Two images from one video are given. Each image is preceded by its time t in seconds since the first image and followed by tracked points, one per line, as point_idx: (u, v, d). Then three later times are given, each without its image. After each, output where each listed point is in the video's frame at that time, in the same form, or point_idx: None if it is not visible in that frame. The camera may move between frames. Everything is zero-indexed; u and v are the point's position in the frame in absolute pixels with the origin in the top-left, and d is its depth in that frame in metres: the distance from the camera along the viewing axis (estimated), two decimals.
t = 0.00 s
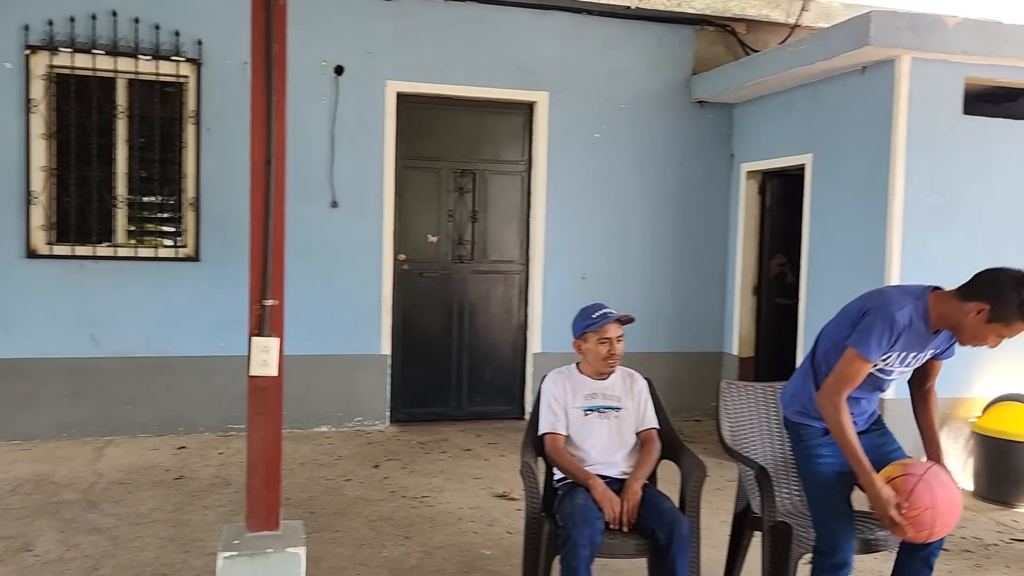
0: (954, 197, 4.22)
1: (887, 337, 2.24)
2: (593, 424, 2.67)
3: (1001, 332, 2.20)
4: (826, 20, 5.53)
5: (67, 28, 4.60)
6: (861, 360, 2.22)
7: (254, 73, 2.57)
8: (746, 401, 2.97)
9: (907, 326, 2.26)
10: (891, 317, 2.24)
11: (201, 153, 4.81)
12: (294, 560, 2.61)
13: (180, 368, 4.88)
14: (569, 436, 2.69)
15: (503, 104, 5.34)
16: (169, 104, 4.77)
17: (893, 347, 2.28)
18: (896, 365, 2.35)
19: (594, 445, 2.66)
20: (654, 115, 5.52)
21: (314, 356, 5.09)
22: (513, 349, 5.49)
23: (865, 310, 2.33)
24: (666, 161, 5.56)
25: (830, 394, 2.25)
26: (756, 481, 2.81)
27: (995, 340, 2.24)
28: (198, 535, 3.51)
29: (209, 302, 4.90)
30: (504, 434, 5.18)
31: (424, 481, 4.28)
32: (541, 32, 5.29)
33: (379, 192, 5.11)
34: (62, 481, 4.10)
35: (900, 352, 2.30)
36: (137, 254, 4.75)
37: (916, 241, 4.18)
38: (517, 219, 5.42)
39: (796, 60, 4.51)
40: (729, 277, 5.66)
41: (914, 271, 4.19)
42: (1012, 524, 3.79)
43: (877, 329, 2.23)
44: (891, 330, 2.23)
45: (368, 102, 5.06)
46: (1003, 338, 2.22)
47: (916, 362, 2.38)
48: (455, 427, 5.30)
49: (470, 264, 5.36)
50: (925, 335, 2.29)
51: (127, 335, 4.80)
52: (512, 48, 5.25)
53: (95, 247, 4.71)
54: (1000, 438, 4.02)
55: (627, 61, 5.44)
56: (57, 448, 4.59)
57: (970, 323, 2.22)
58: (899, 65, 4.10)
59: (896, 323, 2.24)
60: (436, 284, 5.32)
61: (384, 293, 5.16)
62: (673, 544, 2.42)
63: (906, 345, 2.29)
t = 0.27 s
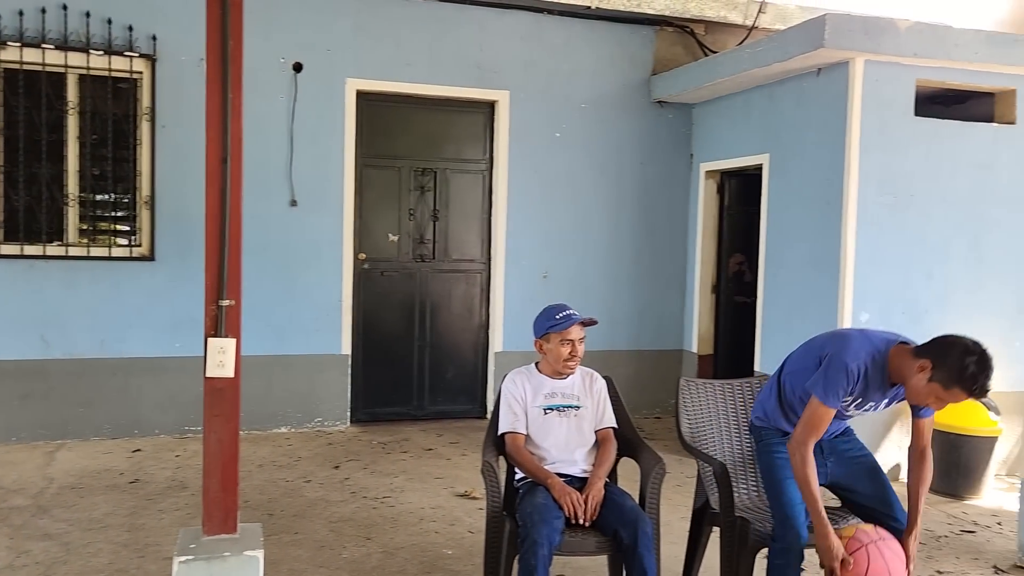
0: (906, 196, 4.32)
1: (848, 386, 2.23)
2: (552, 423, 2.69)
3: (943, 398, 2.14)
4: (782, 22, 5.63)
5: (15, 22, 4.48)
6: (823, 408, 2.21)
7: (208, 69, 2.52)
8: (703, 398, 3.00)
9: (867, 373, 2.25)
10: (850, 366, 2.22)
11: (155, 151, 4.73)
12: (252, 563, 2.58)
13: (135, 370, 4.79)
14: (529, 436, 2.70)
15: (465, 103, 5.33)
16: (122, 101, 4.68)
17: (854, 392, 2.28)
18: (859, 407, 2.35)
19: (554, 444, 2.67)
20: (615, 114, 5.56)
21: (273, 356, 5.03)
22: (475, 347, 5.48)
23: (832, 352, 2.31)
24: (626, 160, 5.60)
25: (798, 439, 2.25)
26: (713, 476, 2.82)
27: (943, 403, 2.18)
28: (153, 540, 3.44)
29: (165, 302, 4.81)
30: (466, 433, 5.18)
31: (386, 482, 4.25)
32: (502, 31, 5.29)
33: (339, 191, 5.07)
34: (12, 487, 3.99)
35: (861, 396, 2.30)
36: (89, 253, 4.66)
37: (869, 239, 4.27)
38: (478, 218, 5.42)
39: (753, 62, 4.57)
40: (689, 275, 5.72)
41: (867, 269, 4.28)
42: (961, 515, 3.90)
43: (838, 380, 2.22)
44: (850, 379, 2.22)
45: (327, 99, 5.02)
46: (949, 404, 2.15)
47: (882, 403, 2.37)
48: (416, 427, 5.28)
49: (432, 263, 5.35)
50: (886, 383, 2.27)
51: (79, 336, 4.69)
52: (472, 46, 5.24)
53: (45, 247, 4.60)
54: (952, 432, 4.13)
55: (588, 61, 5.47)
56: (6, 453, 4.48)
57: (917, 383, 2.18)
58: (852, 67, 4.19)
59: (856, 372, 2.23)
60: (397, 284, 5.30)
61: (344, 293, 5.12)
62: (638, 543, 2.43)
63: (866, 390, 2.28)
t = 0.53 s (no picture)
0: (866, 196, 4.39)
1: (804, 419, 2.31)
2: (519, 422, 2.69)
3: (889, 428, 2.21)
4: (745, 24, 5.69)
5: None
6: (787, 444, 2.28)
7: (170, 67, 2.48)
8: (668, 395, 3.02)
9: (821, 405, 2.34)
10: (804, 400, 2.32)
11: (115, 149, 4.64)
12: (216, 566, 2.55)
13: (94, 371, 4.70)
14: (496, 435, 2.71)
15: (431, 102, 5.32)
16: (80, 97, 4.58)
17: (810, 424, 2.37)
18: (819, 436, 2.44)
19: (521, 442, 2.68)
20: (581, 114, 5.58)
21: (236, 357, 4.97)
22: (442, 347, 5.47)
23: (787, 386, 2.41)
24: (593, 160, 5.63)
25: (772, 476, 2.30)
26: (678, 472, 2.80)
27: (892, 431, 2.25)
28: (114, 544, 3.39)
29: (126, 302, 4.73)
30: (433, 433, 5.17)
31: (352, 482, 4.23)
32: (469, 30, 5.29)
33: (304, 190, 5.03)
34: None
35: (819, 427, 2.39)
36: (47, 253, 4.56)
37: (830, 238, 4.34)
38: (445, 217, 5.40)
39: (717, 62, 4.62)
40: (655, 274, 5.77)
41: (829, 267, 4.35)
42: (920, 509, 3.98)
43: (799, 413, 2.31)
44: (805, 413, 2.31)
45: (291, 97, 4.97)
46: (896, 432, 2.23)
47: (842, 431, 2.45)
48: (383, 427, 5.26)
49: (398, 262, 5.33)
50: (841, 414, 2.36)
51: (36, 338, 4.59)
52: (438, 45, 5.23)
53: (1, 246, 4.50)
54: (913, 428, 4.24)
55: (554, 60, 5.49)
56: None
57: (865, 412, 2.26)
58: (814, 68, 4.25)
59: (809, 405, 2.32)
60: (363, 283, 5.27)
61: (310, 293, 5.08)
62: (608, 541, 2.44)
63: (823, 421, 2.37)
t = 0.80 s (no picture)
0: (834, 196, 4.45)
1: (759, 428, 2.40)
2: (492, 422, 2.69)
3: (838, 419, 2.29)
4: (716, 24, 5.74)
5: None
6: (749, 452, 2.37)
7: (136, 64, 2.45)
8: (640, 395, 3.04)
9: (773, 411, 2.44)
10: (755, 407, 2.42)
11: (81, 146, 4.57)
12: (184, 570, 2.52)
13: (60, 372, 4.62)
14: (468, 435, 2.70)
15: (403, 100, 5.30)
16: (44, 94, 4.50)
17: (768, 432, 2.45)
18: (780, 446, 2.51)
19: (494, 442, 2.67)
20: (553, 113, 5.59)
21: (206, 358, 4.91)
22: (414, 346, 5.46)
23: (740, 396, 2.51)
24: (565, 159, 5.64)
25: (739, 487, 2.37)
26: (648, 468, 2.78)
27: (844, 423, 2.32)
28: (80, 548, 3.33)
29: (92, 302, 4.66)
30: (405, 433, 5.15)
31: (323, 483, 4.20)
32: (441, 28, 5.27)
33: (274, 188, 4.98)
34: None
35: (778, 436, 2.47)
36: (10, 252, 4.47)
37: (800, 237, 4.39)
38: (417, 217, 5.38)
39: (688, 63, 4.65)
40: (627, 273, 5.80)
41: (798, 266, 4.40)
42: (887, 504, 4.04)
43: (754, 418, 2.41)
44: (758, 420, 2.40)
45: (262, 94, 4.92)
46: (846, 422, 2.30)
47: (803, 439, 2.52)
48: (355, 427, 5.23)
49: (370, 261, 5.30)
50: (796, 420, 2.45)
51: None
52: (410, 43, 5.21)
53: None
54: (878, 424, 4.29)
55: (527, 60, 5.49)
56: None
57: (814, 408, 2.35)
58: (784, 69, 4.30)
59: (760, 412, 2.42)
60: (335, 282, 5.24)
61: (280, 293, 5.04)
62: (584, 540, 2.44)
63: (780, 428, 2.45)
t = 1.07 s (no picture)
0: (809, 195, 4.49)
1: (705, 397, 2.54)
2: (471, 422, 2.67)
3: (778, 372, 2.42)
4: (693, 24, 5.78)
5: None
6: (690, 419, 2.52)
7: (107, 60, 2.41)
8: (617, 394, 3.05)
9: (720, 383, 2.56)
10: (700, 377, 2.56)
11: (52, 144, 4.50)
12: (157, 572, 2.49)
13: (31, 373, 4.56)
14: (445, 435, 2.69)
15: (380, 98, 5.27)
16: (14, 91, 4.43)
17: (718, 404, 2.56)
18: (736, 424, 2.59)
19: (472, 442, 2.66)
20: (531, 113, 5.60)
21: (180, 358, 4.86)
22: (392, 345, 5.44)
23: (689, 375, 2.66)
24: (543, 158, 5.65)
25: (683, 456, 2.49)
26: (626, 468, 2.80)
27: (787, 379, 2.44)
28: (50, 552, 3.29)
29: (64, 302, 4.60)
30: (383, 432, 5.13)
31: (300, 484, 4.17)
32: (418, 27, 5.26)
33: (250, 187, 4.94)
34: None
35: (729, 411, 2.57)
36: None
37: (775, 236, 4.43)
38: (395, 216, 5.37)
39: (664, 62, 4.68)
40: (605, 271, 5.82)
41: (773, 265, 4.43)
42: (862, 500, 4.09)
43: (698, 385, 2.55)
44: (704, 389, 2.54)
45: (237, 92, 4.88)
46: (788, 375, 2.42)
47: (758, 418, 2.61)
48: (332, 427, 5.21)
49: (347, 260, 5.28)
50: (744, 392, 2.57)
51: None
52: (387, 41, 5.19)
53: None
54: (853, 421, 4.33)
55: (504, 59, 5.49)
56: None
57: (756, 368, 2.49)
58: (759, 69, 4.33)
59: (706, 381, 2.55)
60: (312, 281, 5.20)
61: (256, 292, 5.00)
62: (564, 538, 2.45)
63: (730, 401, 2.56)
